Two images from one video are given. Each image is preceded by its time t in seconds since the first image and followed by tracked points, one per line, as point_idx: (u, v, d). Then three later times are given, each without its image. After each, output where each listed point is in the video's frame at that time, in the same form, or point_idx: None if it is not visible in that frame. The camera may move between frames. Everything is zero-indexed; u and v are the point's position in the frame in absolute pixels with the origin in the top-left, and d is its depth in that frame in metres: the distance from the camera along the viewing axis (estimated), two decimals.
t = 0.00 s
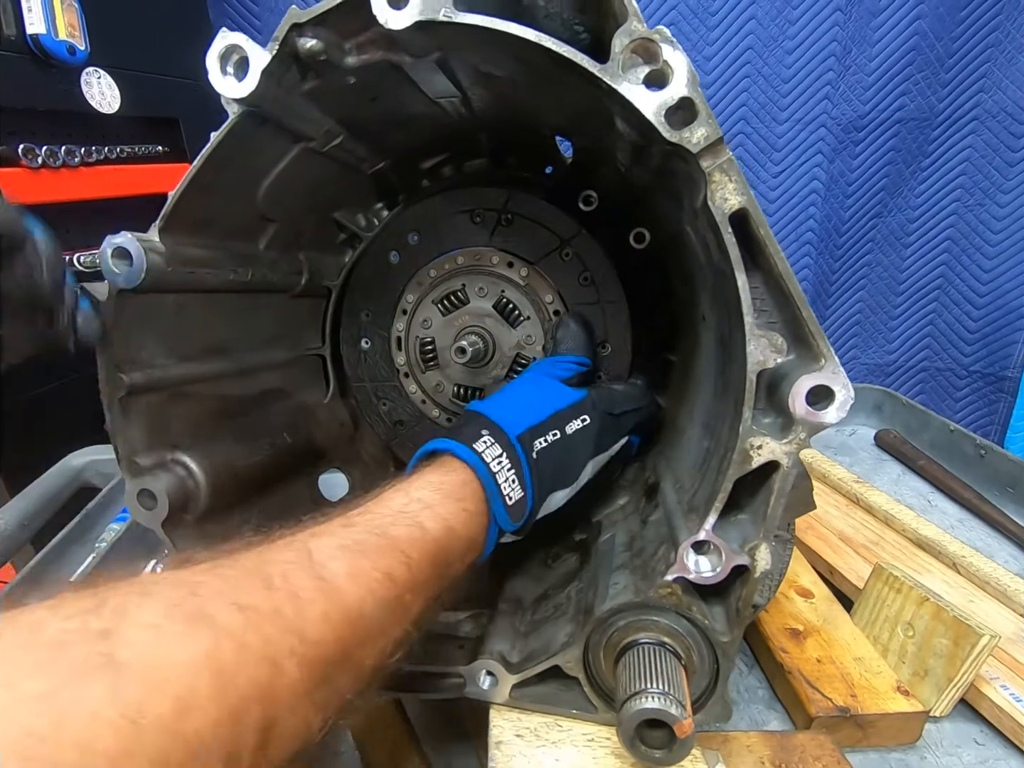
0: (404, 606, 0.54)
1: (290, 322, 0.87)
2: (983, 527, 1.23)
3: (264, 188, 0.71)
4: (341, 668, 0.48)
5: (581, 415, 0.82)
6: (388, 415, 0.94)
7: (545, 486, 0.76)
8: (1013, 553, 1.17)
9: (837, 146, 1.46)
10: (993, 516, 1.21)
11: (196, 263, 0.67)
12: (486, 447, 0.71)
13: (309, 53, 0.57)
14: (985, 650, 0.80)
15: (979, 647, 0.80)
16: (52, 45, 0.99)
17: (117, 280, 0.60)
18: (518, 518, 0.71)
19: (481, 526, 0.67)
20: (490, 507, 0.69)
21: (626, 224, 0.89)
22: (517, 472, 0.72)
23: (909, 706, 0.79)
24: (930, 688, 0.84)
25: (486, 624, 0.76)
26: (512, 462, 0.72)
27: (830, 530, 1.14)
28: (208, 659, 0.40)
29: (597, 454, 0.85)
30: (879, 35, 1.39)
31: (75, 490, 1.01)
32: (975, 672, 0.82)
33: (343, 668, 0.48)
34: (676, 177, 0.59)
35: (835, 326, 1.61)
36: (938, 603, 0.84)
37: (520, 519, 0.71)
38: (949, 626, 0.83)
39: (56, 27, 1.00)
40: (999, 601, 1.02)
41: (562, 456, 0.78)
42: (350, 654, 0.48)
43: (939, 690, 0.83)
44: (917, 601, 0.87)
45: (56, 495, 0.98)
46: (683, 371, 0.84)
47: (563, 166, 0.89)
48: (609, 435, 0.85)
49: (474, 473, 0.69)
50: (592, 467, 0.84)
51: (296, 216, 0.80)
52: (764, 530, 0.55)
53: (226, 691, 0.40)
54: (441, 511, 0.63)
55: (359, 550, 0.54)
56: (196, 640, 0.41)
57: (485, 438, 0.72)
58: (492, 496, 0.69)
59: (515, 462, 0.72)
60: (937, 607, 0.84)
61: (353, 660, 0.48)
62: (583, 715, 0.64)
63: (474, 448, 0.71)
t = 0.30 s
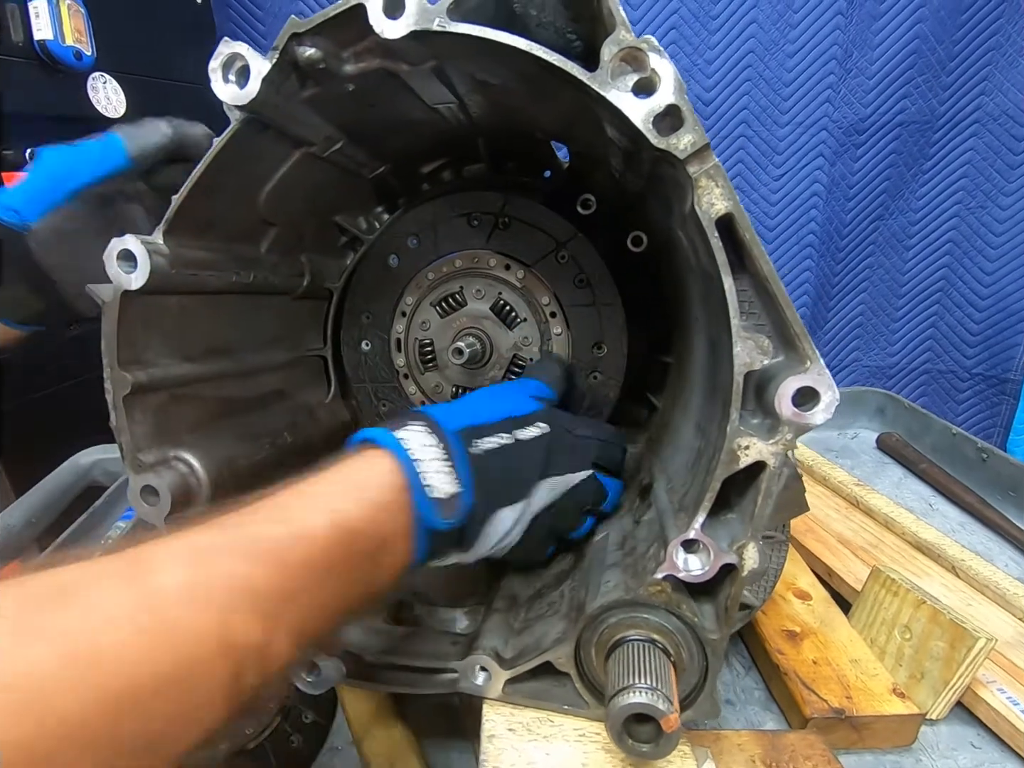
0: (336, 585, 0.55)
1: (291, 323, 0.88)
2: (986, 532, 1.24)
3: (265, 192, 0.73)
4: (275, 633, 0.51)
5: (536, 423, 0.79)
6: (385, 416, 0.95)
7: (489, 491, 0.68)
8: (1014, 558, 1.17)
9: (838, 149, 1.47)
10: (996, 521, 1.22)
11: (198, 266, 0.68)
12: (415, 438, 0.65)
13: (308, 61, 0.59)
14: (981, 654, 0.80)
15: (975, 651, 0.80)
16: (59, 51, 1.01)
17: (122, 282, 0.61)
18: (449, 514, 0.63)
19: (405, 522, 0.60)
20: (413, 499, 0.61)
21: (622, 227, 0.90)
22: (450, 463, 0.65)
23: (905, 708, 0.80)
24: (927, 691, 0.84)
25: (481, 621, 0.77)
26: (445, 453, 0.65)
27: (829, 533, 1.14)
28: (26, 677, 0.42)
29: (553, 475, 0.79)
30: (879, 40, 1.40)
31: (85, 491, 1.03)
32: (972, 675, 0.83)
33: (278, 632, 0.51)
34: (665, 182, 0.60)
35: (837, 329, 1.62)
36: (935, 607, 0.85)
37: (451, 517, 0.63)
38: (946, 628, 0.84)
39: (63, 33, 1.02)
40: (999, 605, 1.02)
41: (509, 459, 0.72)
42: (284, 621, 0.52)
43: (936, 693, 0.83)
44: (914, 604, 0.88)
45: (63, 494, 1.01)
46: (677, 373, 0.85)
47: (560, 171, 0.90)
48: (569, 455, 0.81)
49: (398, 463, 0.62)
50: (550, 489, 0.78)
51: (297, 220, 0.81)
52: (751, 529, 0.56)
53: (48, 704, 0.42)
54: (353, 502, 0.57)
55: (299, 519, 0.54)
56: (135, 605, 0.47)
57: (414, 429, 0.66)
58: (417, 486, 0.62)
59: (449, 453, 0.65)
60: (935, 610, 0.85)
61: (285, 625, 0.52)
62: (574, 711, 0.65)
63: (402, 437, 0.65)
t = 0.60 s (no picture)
0: (210, 480, 0.56)
1: (302, 324, 0.88)
2: (987, 531, 1.24)
3: (282, 194, 0.73)
4: (163, 512, 0.55)
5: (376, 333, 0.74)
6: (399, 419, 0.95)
7: (315, 402, 0.62)
8: (1018, 557, 1.18)
9: (841, 150, 1.47)
10: (998, 520, 1.22)
11: (216, 268, 0.68)
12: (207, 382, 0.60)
13: (331, 64, 0.59)
14: (989, 652, 0.81)
15: (983, 649, 0.81)
16: (67, 54, 1.01)
17: (141, 282, 0.61)
18: (258, 430, 0.57)
19: (213, 451, 0.57)
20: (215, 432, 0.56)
21: (634, 229, 0.91)
22: (247, 387, 0.59)
23: (914, 707, 0.81)
24: (934, 690, 0.85)
25: (497, 621, 0.77)
26: (243, 382, 0.60)
27: (835, 533, 1.15)
28: None
29: (423, 367, 0.73)
30: (883, 41, 1.40)
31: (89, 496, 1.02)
32: (979, 673, 0.83)
33: (164, 512, 0.55)
34: (685, 185, 0.61)
35: (840, 330, 1.63)
36: (941, 606, 0.85)
37: (263, 430, 0.57)
38: (953, 627, 0.84)
39: (72, 37, 1.01)
40: (1004, 604, 1.03)
41: (340, 372, 0.66)
42: (168, 499, 0.55)
43: (943, 692, 0.84)
44: (921, 603, 0.88)
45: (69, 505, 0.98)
46: (689, 374, 0.85)
47: (572, 173, 0.91)
48: (427, 344, 0.76)
49: (192, 405, 0.58)
50: (424, 380, 0.72)
51: (311, 222, 0.82)
52: (771, 530, 0.56)
53: None
54: (178, 439, 0.56)
55: (153, 433, 0.57)
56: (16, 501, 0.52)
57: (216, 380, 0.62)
58: (208, 413, 0.57)
59: (247, 379, 0.60)
60: (941, 609, 0.85)
61: (173, 506, 0.55)
62: (593, 711, 0.65)
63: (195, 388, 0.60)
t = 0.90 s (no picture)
0: (193, 501, 0.58)
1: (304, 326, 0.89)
2: (989, 534, 1.24)
3: (286, 198, 0.74)
4: (141, 525, 0.58)
5: (394, 371, 0.75)
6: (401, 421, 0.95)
7: (333, 442, 0.62)
8: (1019, 558, 1.18)
9: (844, 153, 1.48)
10: (1001, 523, 1.22)
11: (222, 271, 0.69)
12: (225, 393, 0.59)
13: (335, 71, 0.60)
14: (989, 653, 0.81)
15: (984, 651, 0.81)
16: (74, 58, 1.02)
17: (147, 286, 0.62)
18: (274, 469, 0.57)
19: (211, 471, 0.57)
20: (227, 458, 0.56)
21: (635, 232, 0.91)
22: (269, 412, 0.59)
23: (915, 708, 0.81)
24: (935, 691, 0.85)
25: (498, 621, 0.78)
26: (263, 404, 0.59)
27: (835, 535, 1.15)
28: None
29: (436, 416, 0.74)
30: (885, 45, 1.40)
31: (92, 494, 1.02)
32: (979, 674, 0.83)
33: (142, 524, 0.58)
34: (684, 190, 0.61)
35: (842, 332, 1.63)
36: (942, 607, 0.86)
37: (278, 472, 0.57)
38: (953, 629, 0.84)
39: (78, 41, 1.02)
40: (1005, 606, 1.03)
41: (360, 409, 0.67)
42: (150, 516, 0.58)
43: (944, 693, 0.84)
44: (922, 604, 0.88)
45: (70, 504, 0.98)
46: (691, 376, 0.86)
47: (573, 177, 0.92)
48: (442, 391, 0.77)
49: (204, 415, 0.58)
50: (436, 430, 0.73)
51: (314, 225, 0.82)
52: (771, 530, 0.57)
53: None
54: (172, 447, 0.57)
55: (146, 437, 0.57)
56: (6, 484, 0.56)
57: (231, 384, 0.61)
58: (222, 436, 0.57)
59: (268, 402, 0.60)
60: (942, 610, 0.86)
61: (151, 522, 0.58)
62: (594, 710, 0.66)
63: (211, 395, 0.59)
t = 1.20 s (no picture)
0: (170, 523, 0.56)
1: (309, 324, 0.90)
2: (991, 534, 1.25)
3: (292, 198, 0.75)
4: (112, 551, 0.57)
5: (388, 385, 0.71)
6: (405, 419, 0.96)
7: (317, 468, 0.60)
8: (1020, 558, 1.18)
9: (846, 154, 1.48)
10: (1003, 523, 1.23)
11: (229, 270, 0.70)
12: (209, 408, 0.56)
13: (342, 72, 0.61)
14: (990, 652, 0.82)
15: (984, 649, 0.81)
16: (81, 60, 1.03)
17: (156, 284, 0.63)
18: (256, 498, 0.55)
19: (194, 495, 0.56)
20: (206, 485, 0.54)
21: (638, 232, 0.92)
22: (255, 435, 0.56)
23: (916, 705, 0.81)
24: (936, 690, 0.86)
25: (501, 617, 0.79)
26: (249, 424, 0.57)
27: (837, 534, 1.16)
28: None
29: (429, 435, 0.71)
30: (887, 46, 1.41)
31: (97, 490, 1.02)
32: (980, 673, 0.84)
33: (112, 551, 0.56)
34: (685, 189, 0.62)
35: (844, 333, 1.64)
36: (943, 606, 0.86)
37: (260, 500, 0.55)
38: (954, 628, 0.85)
39: (85, 44, 1.04)
40: (1007, 605, 1.03)
41: (350, 429, 0.64)
42: (122, 540, 0.57)
43: (945, 692, 0.85)
44: (923, 603, 0.89)
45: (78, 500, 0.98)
46: (693, 376, 0.87)
47: (576, 178, 0.93)
48: (439, 411, 0.74)
49: (181, 430, 0.55)
50: (427, 450, 0.71)
51: (320, 225, 0.83)
52: (771, 525, 0.58)
53: None
54: (150, 469, 0.55)
55: (115, 457, 0.57)
56: None
57: (216, 396, 0.57)
58: (204, 460, 0.54)
59: (255, 423, 0.57)
60: (943, 609, 0.86)
61: (122, 549, 0.57)
62: (596, 703, 0.67)
63: (194, 410, 0.56)
